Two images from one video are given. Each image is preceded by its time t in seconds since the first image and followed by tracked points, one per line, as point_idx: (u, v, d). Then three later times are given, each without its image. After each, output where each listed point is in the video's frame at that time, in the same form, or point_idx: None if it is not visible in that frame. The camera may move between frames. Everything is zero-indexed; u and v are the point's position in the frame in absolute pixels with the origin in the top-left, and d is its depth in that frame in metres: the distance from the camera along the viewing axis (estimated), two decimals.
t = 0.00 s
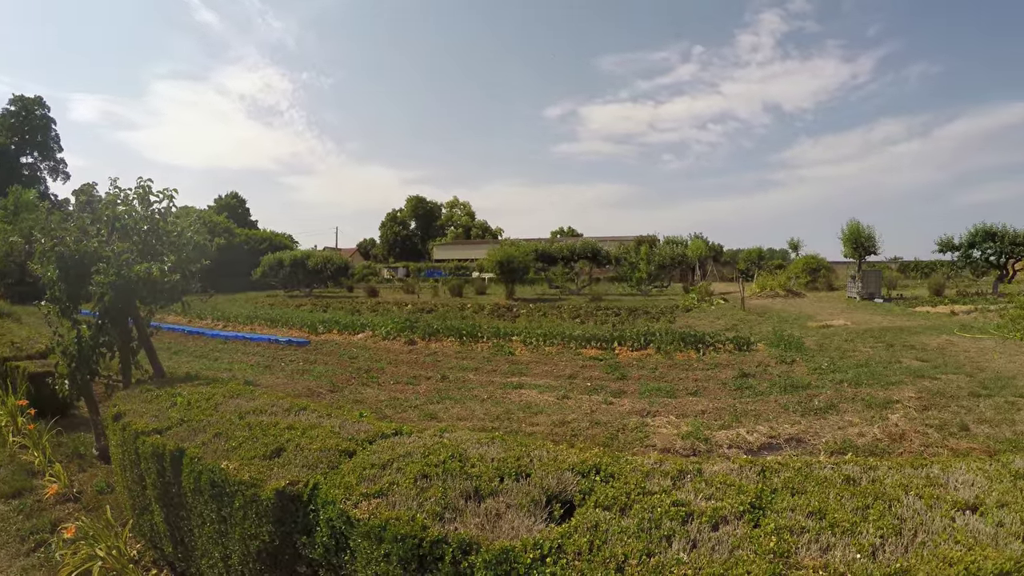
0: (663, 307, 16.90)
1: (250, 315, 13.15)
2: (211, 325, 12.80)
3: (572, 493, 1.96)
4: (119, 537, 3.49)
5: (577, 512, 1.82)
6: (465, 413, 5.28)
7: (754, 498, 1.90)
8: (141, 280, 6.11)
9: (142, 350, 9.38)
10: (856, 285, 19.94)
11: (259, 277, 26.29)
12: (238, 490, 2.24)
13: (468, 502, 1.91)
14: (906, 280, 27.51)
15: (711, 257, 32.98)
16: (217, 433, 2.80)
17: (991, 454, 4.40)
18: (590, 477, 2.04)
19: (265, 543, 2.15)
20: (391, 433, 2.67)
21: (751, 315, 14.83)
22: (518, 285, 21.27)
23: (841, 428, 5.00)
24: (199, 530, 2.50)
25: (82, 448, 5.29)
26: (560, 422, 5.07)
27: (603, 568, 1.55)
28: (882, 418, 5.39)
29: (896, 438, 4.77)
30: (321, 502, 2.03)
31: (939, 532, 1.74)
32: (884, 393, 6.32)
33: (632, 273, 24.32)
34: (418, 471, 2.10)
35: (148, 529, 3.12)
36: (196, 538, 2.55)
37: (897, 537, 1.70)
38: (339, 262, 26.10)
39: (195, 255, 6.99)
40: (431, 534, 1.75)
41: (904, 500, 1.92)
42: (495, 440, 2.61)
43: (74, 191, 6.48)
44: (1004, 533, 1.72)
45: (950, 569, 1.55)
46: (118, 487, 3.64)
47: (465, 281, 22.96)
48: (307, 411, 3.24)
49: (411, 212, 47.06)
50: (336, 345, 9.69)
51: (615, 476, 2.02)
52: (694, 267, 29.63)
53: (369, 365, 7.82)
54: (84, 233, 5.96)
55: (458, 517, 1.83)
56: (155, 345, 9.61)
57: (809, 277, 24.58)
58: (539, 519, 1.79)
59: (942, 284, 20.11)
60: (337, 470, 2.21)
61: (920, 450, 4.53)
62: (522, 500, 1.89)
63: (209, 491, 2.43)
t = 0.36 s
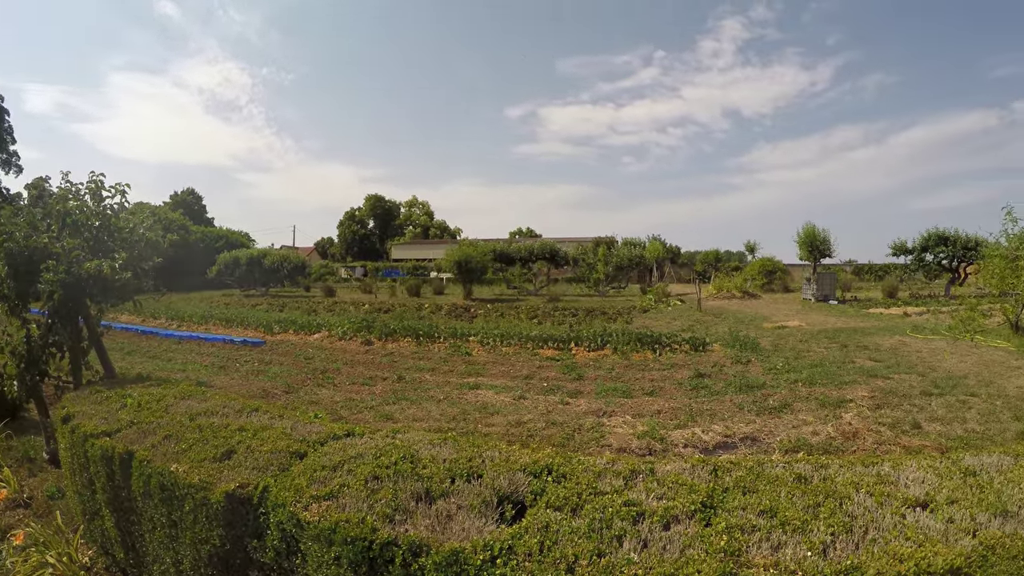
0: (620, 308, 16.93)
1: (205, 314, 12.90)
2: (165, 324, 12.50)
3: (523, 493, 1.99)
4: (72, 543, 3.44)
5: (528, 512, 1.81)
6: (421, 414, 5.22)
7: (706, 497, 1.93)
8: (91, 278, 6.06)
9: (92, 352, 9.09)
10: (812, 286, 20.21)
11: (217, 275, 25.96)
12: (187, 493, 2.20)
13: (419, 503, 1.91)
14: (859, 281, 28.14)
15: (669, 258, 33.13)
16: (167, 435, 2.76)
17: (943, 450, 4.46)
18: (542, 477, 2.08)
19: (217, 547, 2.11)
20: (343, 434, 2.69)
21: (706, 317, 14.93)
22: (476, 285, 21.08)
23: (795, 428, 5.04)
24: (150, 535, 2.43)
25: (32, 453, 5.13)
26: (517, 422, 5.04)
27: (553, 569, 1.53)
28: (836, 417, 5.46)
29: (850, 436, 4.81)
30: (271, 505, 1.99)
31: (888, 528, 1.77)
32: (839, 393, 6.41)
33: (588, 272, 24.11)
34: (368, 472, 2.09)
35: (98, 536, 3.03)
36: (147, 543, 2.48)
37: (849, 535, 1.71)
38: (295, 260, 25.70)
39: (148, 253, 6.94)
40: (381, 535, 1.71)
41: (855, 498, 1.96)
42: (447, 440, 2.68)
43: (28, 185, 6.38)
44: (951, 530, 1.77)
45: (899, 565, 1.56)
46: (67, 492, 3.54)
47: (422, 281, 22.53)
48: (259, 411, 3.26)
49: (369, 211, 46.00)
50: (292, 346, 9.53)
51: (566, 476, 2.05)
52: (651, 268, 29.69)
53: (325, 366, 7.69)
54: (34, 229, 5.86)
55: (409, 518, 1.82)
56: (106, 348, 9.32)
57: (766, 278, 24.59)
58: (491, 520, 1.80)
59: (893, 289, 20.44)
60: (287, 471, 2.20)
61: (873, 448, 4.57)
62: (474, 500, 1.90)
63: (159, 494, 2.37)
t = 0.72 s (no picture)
0: (571, 304, 16.92)
1: (151, 309, 12.49)
2: (110, 322, 12.09)
3: (467, 488, 2.11)
4: (16, 549, 3.28)
5: (471, 509, 1.92)
6: (370, 410, 5.17)
7: (651, 490, 2.07)
8: (32, 272, 5.99)
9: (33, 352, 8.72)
10: (761, 283, 20.40)
11: (161, 271, 24.57)
12: (129, 494, 2.17)
13: (362, 500, 1.95)
14: (809, 277, 28.75)
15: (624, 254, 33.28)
16: (109, 434, 2.74)
17: (887, 442, 4.56)
18: (486, 473, 2.21)
19: (160, 549, 2.09)
20: (287, 431, 2.76)
21: (657, 313, 15.00)
22: (426, 278, 20.79)
23: (743, 421, 5.11)
24: (94, 538, 2.39)
25: None
26: (466, 417, 5.02)
27: (496, 563, 1.61)
28: (783, 409, 5.55)
29: (796, 429, 4.89)
30: (214, 505, 1.98)
31: (832, 519, 1.92)
32: (786, 386, 6.54)
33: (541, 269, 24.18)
34: (312, 470, 2.14)
35: (42, 540, 2.94)
36: (91, 547, 2.43)
37: (792, 527, 1.86)
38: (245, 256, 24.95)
39: (90, 246, 6.94)
40: (323, 534, 1.72)
41: (799, 489, 2.12)
42: (391, 436, 2.80)
43: None
44: (895, 520, 1.94)
45: (842, 556, 1.69)
46: (11, 493, 3.39)
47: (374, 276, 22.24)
48: (204, 410, 3.32)
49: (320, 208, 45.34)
50: (240, 342, 9.32)
51: (512, 471, 2.19)
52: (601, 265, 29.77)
53: (274, 362, 7.52)
54: None
55: (353, 516, 1.84)
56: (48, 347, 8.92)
57: (715, 275, 25.03)
58: (434, 517, 1.86)
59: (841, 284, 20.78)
60: (230, 470, 2.20)
61: (821, 440, 4.65)
62: (417, 496, 1.97)
63: (102, 496, 2.33)
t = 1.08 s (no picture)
0: (525, 302, 17.00)
1: (100, 311, 12.15)
2: (56, 323, 11.73)
3: (413, 488, 2.20)
4: None
5: (418, 508, 1.93)
6: (322, 410, 5.12)
7: (597, 487, 2.11)
8: None
9: None
10: (714, 281, 20.57)
11: (111, 270, 24.04)
12: (73, 500, 2.21)
13: (307, 500, 2.05)
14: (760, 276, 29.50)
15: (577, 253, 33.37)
16: (53, 439, 2.75)
17: (836, 435, 4.63)
18: (432, 472, 2.31)
19: (106, 555, 2.14)
20: (232, 432, 2.93)
21: (609, 310, 15.12)
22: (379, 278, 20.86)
23: (695, 417, 5.16)
24: (39, 546, 2.38)
25: None
26: (419, 416, 4.98)
27: (440, 562, 1.63)
28: (734, 405, 5.60)
29: (748, 424, 4.93)
30: (159, 509, 2.04)
31: (778, 513, 1.96)
32: (739, 382, 6.63)
33: (496, 267, 24.31)
34: (258, 472, 2.23)
35: None
36: (36, 555, 2.41)
37: (738, 522, 1.89)
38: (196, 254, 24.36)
39: (34, 244, 6.95)
40: (267, 536, 1.77)
41: (746, 485, 2.17)
42: (337, 437, 2.90)
43: None
44: (840, 513, 1.98)
45: (788, 550, 1.71)
46: None
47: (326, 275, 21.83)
48: (150, 411, 3.40)
49: (273, 203, 45.25)
50: (191, 342, 9.11)
51: (459, 471, 2.25)
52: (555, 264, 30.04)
53: (225, 363, 7.37)
54: None
55: (297, 517, 1.93)
56: None
57: (669, 273, 25.50)
58: (378, 517, 1.93)
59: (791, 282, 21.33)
60: (174, 473, 2.30)
61: (772, 434, 4.71)
62: (363, 497, 2.06)
63: (46, 502, 2.33)
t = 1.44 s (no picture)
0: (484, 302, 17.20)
1: (52, 313, 11.85)
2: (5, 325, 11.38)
3: (365, 491, 2.21)
4: None
5: (368, 510, 1.93)
6: (279, 412, 5.08)
7: (549, 487, 2.13)
8: None
9: None
10: (672, 282, 20.89)
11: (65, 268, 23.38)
12: (22, 506, 2.18)
13: (257, 504, 2.05)
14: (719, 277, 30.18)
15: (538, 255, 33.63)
16: (2, 443, 2.71)
17: (792, 433, 4.71)
18: (383, 473, 2.33)
19: (56, 562, 2.13)
20: (184, 435, 2.95)
21: (568, 310, 15.27)
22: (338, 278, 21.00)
23: (652, 415, 5.20)
24: None
25: None
26: (376, 418, 4.96)
27: (388, 564, 1.62)
28: (691, 404, 5.66)
29: (705, 422, 4.98)
30: (108, 514, 2.03)
31: (730, 511, 1.97)
32: (696, 381, 6.73)
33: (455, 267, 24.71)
34: (207, 476, 2.24)
35: None
36: None
37: (689, 520, 1.89)
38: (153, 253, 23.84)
39: None
40: (216, 539, 1.76)
41: (697, 484, 2.19)
42: (290, 439, 2.93)
43: None
44: (792, 510, 2.00)
45: (739, 547, 1.71)
46: None
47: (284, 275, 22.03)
48: (101, 415, 3.42)
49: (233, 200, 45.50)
50: (147, 344, 8.93)
51: (411, 474, 2.26)
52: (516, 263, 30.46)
53: (181, 365, 7.24)
54: None
55: (247, 521, 1.92)
56: None
57: (628, 273, 26.00)
58: (329, 521, 1.92)
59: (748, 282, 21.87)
60: (125, 478, 2.30)
61: (728, 432, 4.74)
62: (313, 499, 2.05)
63: None
